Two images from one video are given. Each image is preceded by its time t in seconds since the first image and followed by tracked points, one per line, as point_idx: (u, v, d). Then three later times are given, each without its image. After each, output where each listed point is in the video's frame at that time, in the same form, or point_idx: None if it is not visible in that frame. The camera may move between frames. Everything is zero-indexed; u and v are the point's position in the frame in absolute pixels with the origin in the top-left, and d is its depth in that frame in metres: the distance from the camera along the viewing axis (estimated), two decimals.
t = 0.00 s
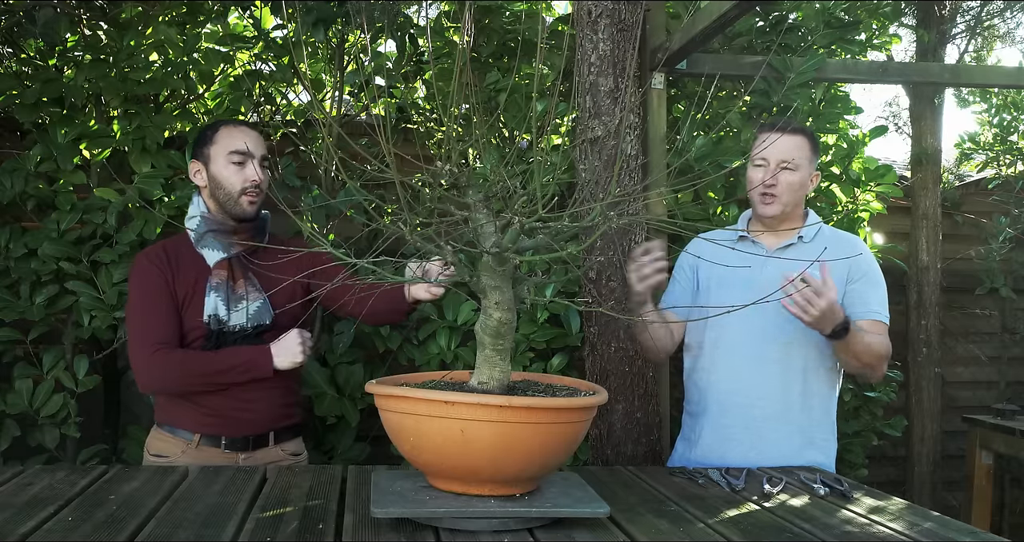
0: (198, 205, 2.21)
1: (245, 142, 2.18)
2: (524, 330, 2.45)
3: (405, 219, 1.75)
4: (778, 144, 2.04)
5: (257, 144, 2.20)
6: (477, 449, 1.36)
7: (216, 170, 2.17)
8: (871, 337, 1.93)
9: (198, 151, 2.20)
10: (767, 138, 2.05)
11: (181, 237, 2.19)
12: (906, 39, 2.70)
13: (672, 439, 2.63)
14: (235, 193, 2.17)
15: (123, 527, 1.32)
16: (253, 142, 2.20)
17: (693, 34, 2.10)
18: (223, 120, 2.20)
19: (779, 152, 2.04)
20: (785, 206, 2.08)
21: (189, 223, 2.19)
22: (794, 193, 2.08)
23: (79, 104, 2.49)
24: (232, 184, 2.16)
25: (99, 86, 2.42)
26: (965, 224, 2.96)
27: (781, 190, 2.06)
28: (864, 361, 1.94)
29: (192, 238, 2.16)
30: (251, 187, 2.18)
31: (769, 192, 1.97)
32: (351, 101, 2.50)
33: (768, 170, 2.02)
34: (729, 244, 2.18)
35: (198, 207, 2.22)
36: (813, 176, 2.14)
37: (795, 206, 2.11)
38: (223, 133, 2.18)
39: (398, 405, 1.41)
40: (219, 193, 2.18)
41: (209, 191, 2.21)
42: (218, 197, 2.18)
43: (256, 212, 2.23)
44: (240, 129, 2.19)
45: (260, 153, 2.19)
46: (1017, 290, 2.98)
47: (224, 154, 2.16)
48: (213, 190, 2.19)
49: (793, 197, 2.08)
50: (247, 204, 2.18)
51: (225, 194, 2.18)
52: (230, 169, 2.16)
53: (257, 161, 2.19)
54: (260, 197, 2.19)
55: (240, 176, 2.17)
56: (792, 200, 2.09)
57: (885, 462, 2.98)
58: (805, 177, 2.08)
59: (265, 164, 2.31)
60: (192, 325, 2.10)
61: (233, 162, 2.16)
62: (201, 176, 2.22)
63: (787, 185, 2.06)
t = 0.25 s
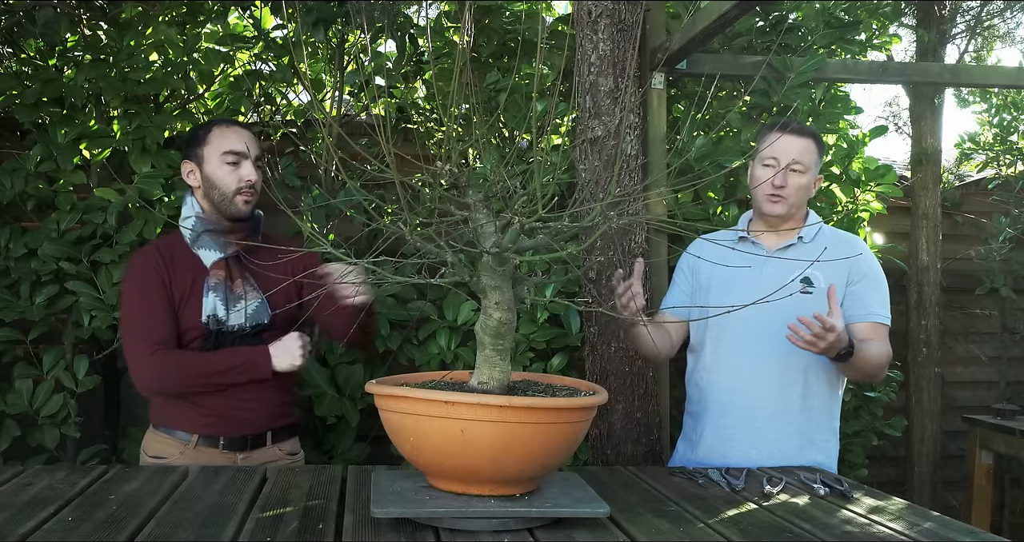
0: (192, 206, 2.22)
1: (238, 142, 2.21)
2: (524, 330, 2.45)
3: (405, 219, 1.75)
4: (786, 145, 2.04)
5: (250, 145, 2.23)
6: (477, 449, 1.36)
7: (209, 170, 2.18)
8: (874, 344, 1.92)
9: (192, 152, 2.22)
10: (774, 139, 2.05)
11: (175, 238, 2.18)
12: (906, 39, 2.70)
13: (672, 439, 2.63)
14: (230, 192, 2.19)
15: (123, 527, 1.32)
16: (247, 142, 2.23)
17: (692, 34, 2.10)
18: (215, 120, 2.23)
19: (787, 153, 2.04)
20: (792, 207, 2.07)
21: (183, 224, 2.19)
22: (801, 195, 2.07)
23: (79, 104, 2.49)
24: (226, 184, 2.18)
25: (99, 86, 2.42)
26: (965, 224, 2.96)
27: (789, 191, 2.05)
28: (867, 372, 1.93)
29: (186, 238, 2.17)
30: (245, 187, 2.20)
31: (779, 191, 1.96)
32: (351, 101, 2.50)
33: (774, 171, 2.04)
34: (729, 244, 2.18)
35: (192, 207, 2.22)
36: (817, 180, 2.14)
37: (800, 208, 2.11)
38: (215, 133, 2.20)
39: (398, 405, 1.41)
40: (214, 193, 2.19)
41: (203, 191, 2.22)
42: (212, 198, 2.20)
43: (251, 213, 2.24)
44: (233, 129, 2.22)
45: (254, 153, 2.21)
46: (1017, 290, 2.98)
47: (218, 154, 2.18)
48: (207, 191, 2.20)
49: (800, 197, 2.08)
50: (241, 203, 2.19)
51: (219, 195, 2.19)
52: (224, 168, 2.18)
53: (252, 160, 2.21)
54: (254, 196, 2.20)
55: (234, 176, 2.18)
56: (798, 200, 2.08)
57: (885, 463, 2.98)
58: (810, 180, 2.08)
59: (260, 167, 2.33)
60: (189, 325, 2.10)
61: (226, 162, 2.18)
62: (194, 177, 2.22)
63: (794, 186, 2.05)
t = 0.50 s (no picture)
0: (187, 206, 2.19)
1: (236, 143, 2.18)
2: (524, 330, 2.46)
3: (405, 219, 1.75)
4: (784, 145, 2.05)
5: (248, 146, 2.20)
6: (477, 449, 1.36)
7: (206, 170, 2.15)
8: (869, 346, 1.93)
9: (188, 151, 2.18)
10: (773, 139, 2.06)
11: (170, 237, 2.13)
12: (906, 39, 2.70)
13: (672, 439, 2.63)
14: (225, 193, 2.16)
15: (123, 527, 1.32)
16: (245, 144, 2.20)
17: (692, 34, 2.10)
18: (213, 120, 2.20)
19: (785, 153, 2.05)
20: (791, 206, 2.07)
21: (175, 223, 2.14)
22: (799, 194, 2.07)
23: (79, 104, 2.49)
24: (223, 185, 2.15)
25: (99, 86, 2.42)
26: (965, 224, 2.96)
27: (787, 190, 2.05)
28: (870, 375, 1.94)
29: (179, 236, 2.12)
30: (241, 188, 2.16)
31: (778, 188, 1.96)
32: (351, 101, 2.50)
33: (773, 169, 2.04)
34: (729, 244, 2.18)
35: (187, 207, 2.18)
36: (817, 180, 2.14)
37: (799, 207, 2.11)
38: (214, 134, 2.17)
39: (398, 405, 1.41)
40: (209, 193, 2.16)
41: (197, 191, 2.18)
42: (207, 198, 2.16)
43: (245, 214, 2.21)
44: (231, 130, 2.19)
45: (251, 155, 2.19)
46: (1017, 290, 2.98)
47: (216, 154, 2.15)
48: (203, 191, 2.16)
49: (800, 196, 2.08)
50: (237, 204, 2.17)
51: (214, 195, 2.16)
52: (221, 169, 2.15)
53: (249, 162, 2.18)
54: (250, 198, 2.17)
55: (230, 176, 2.15)
56: (797, 199, 2.08)
57: (885, 463, 2.98)
58: (809, 180, 2.09)
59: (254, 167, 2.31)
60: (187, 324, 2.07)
61: (224, 163, 2.15)
62: (189, 176, 2.19)
63: (792, 185, 2.06)
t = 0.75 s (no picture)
0: (174, 202, 2.15)
1: (228, 144, 2.17)
2: (524, 330, 2.46)
3: (405, 219, 1.75)
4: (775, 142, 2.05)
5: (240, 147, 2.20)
6: (476, 449, 1.36)
7: (196, 169, 2.14)
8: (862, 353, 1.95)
9: (179, 147, 2.17)
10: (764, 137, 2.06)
11: (156, 234, 2.11)
12: (906, 39, 2.70)
13: (671, 439, 2.63)
14: (213, 193, 2.15)
15: (123, 528, 1.32)
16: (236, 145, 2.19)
17: (692, 34, 2.10)
18: (206, 119, 2.18)
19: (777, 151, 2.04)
20: (782, 203, 2.07)
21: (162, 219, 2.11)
22: (790, 191, 2.07)
23: (79, 104, 2.49)
24: (211, 184, 2.14)
25: (99, 86, 2.42)
26: (965, 224, 2.96)
27: (777, 188, 2.05)
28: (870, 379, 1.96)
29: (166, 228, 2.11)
30: (230, 189, 2.16)
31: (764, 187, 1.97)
32: (351, 101, 2.50)
33: (762, 170, 2.05)
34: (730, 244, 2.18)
35: (175, 201, 2.16)
36: (812, 175, 2.14)
37: (791, 205, 2.10)
38: (207, 133, 2.15)
39: (398, 405, 1.41)
40: (197, 191, 2.15)
41: (185, 188, 2.17)
42: (195, 196, 2.15)
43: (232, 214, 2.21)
44: (225, 130, 2.18)
45: (242, 156, 2.19)
46: (1017, 290, 2.98)
47: (206, 153, 2.14)
48: (192, 189, 2.15)
49: (790, 196, 2.08)
50: (224, 204, 2.16)
51: (202, 193, 2.15)
52: (211, 169, 2.14)
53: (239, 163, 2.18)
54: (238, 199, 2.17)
55: (220, 177, 2.15)
56: (788, 199, 2.08)
57: (884, 463, 2.98)
58: (803, 175, 2.08)
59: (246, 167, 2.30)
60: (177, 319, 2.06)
61: (214, 162, 2.14)
62: (179, 173, 2.17)
63: (783, 182, 2.05)
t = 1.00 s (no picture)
0: (172, 199, 2.14)
1: (224, 143, 2.14)
2: (524, 330, 2.46)
3: (405, 219, 1.75)
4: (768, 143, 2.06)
5: (237, 146, 2.17)
6: (476, 449, 1.36)
7: (192, 167, 2.12)
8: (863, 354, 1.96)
9: (177, 145, 2.15)
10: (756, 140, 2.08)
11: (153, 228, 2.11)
12: (906, 39, 2.70)
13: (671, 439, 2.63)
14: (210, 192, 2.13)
15: (123, 527, 1.32)
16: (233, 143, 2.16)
17: (692, 34, 2.09)
18: (204, 118, 2.16)
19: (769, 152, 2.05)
20: (779, 203, 2.07)
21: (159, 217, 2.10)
22: (787, 190, 2.07)
23: (79, 104, 2.49)
24: (207, 183, 2.12)
25: (99, 86, 2.42)
26: (965, 224, 2.96)
27: (772, 188, 2.06)
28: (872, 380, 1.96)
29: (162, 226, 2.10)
30: (226, 188, 2.14)
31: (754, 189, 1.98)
32: (351, 101, 2.50)
33: (756, 171, 2.07)
34: (730, 244, 2.17)
35: (172, 199, 2.14)
36: (811, 173, 2.12)
37: (790, 204, 2.10)
38: (203, 131, 2.13)
39: (398, 405, 1.41)
40: (193, 190, 2.13)
41: (182, 186, 2.15)
42: (192, 195, 2.13)
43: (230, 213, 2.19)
44: (222, 129, 2.15)
45: (239, 155, 2.16)
46: (1017, 290, 2.98)
47: (203, 152, 2.11)
48: (189, 187, 2.14)
49: (788, 196, 2.07)
50: (221, 203, 2.14)
51: (199, 192, 2.13)
52: (207, 168, 2.11)
53: (236, 162, 2.15)
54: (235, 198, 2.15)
55: (217, 176, 2.12)
56: (786, 199, 2.08)
57: (884, 463, 2.99)
58: (800, 174, 2.07)
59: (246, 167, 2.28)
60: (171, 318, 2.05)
61: (210, 161, 2.12)
62: (176, 170, 2.16)
63: (777, 183, 2.05)
